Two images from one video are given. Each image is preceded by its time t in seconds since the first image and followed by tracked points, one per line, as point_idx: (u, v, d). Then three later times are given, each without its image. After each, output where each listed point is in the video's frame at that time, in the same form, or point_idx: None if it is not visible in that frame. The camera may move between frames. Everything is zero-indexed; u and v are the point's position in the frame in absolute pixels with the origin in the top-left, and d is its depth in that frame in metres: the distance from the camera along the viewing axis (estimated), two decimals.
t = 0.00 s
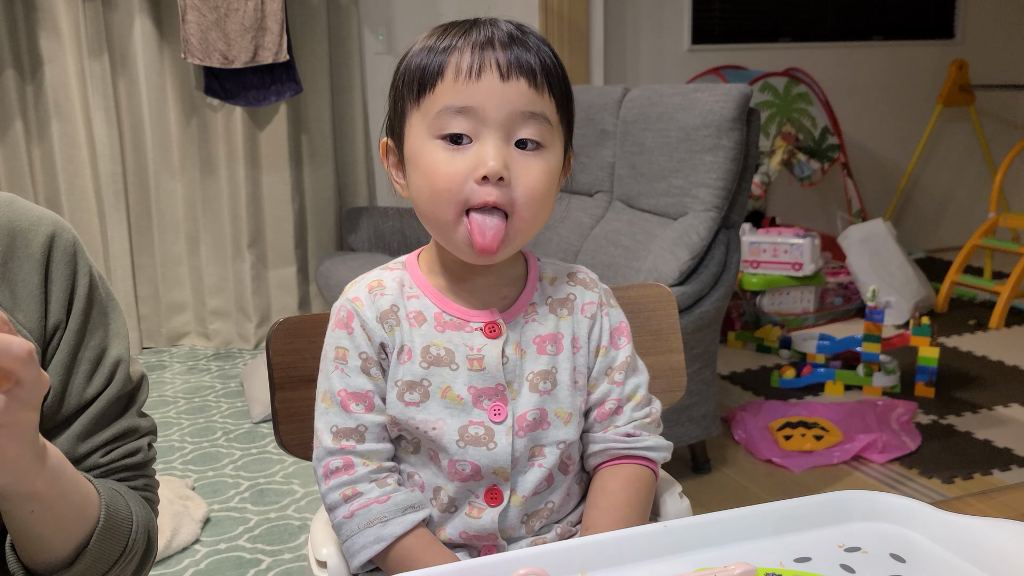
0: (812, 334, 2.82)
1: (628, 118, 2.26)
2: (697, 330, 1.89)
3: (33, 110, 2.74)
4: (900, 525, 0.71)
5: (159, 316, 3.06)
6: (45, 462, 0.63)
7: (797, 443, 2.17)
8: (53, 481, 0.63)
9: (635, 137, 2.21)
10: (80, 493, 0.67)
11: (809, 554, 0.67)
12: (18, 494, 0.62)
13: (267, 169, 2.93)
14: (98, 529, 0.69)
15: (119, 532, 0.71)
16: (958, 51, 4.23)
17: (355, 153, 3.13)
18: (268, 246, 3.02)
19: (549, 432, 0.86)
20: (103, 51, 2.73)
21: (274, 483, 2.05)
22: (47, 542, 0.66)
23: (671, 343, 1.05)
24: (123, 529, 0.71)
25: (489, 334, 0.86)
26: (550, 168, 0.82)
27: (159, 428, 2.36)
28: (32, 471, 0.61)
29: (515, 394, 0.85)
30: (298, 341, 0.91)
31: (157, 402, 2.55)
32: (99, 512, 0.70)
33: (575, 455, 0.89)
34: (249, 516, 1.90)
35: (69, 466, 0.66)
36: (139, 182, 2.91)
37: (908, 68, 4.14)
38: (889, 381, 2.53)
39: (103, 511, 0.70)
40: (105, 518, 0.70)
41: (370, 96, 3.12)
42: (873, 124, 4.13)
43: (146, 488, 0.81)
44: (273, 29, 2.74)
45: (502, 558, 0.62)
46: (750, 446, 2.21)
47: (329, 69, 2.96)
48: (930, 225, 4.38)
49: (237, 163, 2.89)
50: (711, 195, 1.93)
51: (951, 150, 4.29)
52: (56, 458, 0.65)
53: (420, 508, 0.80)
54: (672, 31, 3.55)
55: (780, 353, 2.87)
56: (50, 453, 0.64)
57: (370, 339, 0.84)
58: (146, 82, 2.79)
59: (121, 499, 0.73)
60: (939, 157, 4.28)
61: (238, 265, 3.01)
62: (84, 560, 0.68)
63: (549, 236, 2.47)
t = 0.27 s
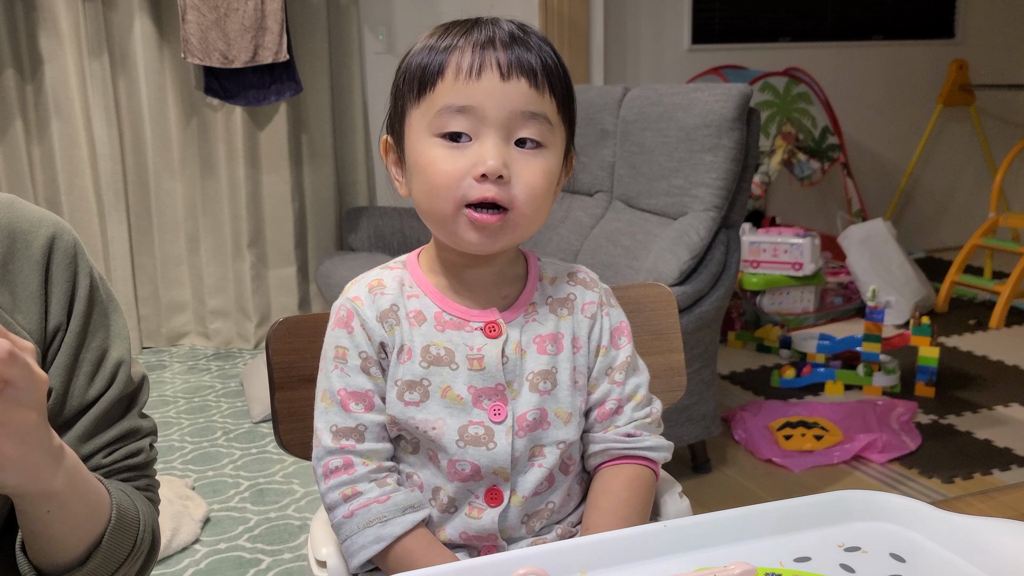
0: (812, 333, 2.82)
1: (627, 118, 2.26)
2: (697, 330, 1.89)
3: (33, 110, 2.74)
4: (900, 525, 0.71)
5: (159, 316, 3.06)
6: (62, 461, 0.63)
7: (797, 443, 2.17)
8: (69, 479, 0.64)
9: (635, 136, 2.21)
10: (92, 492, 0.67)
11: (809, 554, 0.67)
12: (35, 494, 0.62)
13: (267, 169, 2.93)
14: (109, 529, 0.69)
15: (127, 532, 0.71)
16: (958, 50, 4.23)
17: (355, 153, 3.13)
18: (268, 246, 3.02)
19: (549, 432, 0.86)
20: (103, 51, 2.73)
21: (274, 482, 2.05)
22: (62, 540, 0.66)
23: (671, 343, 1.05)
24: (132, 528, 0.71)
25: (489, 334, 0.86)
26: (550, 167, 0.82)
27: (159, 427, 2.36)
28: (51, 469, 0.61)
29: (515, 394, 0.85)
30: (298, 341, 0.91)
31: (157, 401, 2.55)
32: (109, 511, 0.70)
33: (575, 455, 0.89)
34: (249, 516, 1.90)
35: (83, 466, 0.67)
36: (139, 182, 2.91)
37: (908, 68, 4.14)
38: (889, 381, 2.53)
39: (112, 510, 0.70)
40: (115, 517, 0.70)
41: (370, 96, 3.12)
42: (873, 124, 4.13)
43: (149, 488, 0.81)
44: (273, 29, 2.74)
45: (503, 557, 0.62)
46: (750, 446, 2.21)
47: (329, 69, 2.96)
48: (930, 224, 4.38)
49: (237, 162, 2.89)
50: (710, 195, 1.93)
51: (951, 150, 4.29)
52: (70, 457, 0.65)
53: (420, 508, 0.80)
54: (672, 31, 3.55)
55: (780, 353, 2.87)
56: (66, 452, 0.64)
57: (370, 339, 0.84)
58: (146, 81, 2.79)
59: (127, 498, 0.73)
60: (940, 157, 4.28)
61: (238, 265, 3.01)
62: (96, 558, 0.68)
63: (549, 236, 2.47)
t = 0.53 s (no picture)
0: (812, 333, 2.82)
1: (628, 117, 2.26)
2: (698, 329, 1.89)
3: (34, 109, 2.74)
4: (902, 525, 0.71)
5: (159, 316, 3.06)
6: (74, 462, 0.63)
7: (797, 442, 2.17)
8: (80, 480, 0.64)
9: (635, 136, 2.21)
10: (100, 492, 0.67)
11: (810, 553, 0.67)
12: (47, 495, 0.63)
13: (267, 168, 2.93)
14: (116, 527, 0.69)
15: (133, 531, 0.71)
16: (958, 50, 4.23)
17: (355, 153, 3.13)
18: (268, 246, 3.02)
19: (549, 430, 0.86)
20: (103, 50, 2.73)
21: (274, 482, 2.05)
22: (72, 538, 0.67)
23: (671, 342, 1.05)
24: (137, 527, 0.72)
25: (488, 332, 0.86)
26: (543, 166, 0.82)
27: (160, 427, 2.36)
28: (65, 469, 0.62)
29: (515, 392, 0.85)
30: (298, 340, 0.91)
31: (158, 401, 2.55)
32: (116, 509, 0.70)
33: (575, 455, 0.89)
34: (249, 515, 1.90)
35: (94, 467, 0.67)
36: (140, 182, 2.91)
37: (908, 67, 4.14)
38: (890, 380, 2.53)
39: (119, 509, 0.70)
40: (122, 516, 0.70)
41: (370, 96, 3.12)
42: (873, 123, 4.13)
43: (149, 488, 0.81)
44: (273, 28, 2.74)
45: (504, 556, 0.63)
46: (750, 445, 2.21)
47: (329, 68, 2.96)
48: (930, 224, 4.38)
49: (237, 162, 2.89)
50: (711, 195, 1.93)
51: (951, 150, 4.29)
52: (82, 458, 0.65)
53: (420, 507, 0.80)
54: (672, 30, 3.55)
55: (780, 353, 2.87)
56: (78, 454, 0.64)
57: (369, 337, 0.84)
58: (146, 81, 2.79)
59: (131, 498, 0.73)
60: (940, 157, 4.28)
61: (238, 264, 3.01)
62: (102, 557, 0.69)
63: (549, 236, 2.47)
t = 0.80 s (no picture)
0: (813, 333, 2.82)
1: (628, 117, 2.25)
2: (698, 329, 1.89)
3: (34, 109, 2.74)
4: (902, 525, 0.71)
5: (159, 315, 3.06)
6: (91, 470, 0.64)
7: (798, 442, 2.17)
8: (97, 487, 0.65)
9: (636, 136, 2.21)
10: (113, 496, 0.68)
11: (810, 553, 0.67)
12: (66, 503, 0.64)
13: (267, 168, 2.93)
14: (127, 530, 0.70)
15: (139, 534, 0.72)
16: (958, 50, 4.23)
17: (355, 153, 3.13)
18: (268, 246, 3.02)
19: (549, 428, 0.86)
20: (103, 49, 2.73)
21: (274, 481, 2.06)
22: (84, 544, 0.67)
23: (671, 342, 1.05)
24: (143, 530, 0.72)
25: (487, 329, 0.86)
26: (529, 167, 0.82)
27: (160, 427, 2.36)
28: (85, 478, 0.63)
29: (513, 390, 0.85)
30: (299, 339, 0.91)
31: (158, 401, 2.55)
32: (126, 512, 0.71)
33: (575, 453, 0.89)
34: (249, 515, 1.90)
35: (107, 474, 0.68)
36: (140, 181, 2.91)
37: (909, 67, 4.14)
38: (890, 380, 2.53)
39: (128, 512, 0.71)
40: (132, 520, 0.71)
41: (370, 95, 3.12)
42: (873, 123, 4.13)
43: (148, 490, 0.81)
44: (273, 28, 2.74)
45: (504, 556, 0.63)
46: (750, 445, 2.21)
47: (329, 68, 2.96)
48: (930, 224, 4.38)
49: (238, 162, 2.89)
50: (711, 194, 1.93)
51: (951, 150, 4.29)
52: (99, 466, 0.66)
53: (419, 505, 0.80)
54: (672, 30, 3.55)
55: (780, 352, 2.87)
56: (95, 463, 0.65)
57: (367, 335, 0.84)
58: (146, 80, 2.79)
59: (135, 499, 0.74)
60: (940, 156, 4.28)
61: (238, 264, 3.01)
62: (112, 561, 0.70)
63: (549, 235, 2.47)
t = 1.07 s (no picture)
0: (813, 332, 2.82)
1: (628, 117, 2.25)
2: (698, 328, 1.89)
3: (34, 108, 2.74)
4: (902, 524, 0.71)
5: (159, 315, 3.06)
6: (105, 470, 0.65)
7: (798, 442, 2.17)
8: (108, 486, 0.66)
9: (635, 135, 2.20)
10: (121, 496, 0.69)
11: (809, 552, 0.67)
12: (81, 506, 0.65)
13: (267, 168, 2.93)
14: (132, 531, 0.70)
15: (142, 533, 0.72)
16: (959, 49, 4.23)
17: (355, 153, 3.13)
18: (269, 245, 3.02)
19: (539, 426, 0.85)
20: (103, 49, 2.72)
21: (274, 481, 2.06)
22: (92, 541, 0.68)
23: (671, 342, 1.05)
24: (146, 530, 0.72)
25: (472, 326, 0.86)
26: (484, 171, 0.80)
27: (160, 426, 2.36)
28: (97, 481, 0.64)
29: (500, 386, 0.85)
30: (299, 339, 0.91)
31: (158, 400, 2.55)
32: (132, 512, 0.71)
33: (569, 454, 0.89)
34: (249, 514, 1.90)
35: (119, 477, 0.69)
36: (140, 181, 2.91)
37: (909, 66, 4.14)
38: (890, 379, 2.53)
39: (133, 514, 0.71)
40: (136, 521, 0.71)
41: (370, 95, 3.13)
42: (873, 122, 4.13)
43: (149, 491, 0.81)
44: (273, 28, 2.74)
45: (503, 556, 0.63)
46: (750, 445, 2.21)
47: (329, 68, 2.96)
48: (930, 224, 4.38)
49: (238, 161, 2.89)
50: (711, 194, 1.93)
51: (951, 150, 4.29)
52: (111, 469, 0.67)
53: (358, 464, 0.84)
54: (672, 29, 3.55)
55: (780, 352, 2.87)
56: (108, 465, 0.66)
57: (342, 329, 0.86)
58: (146, 80, 2.79)
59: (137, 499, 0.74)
60: (940, 156, 4.27)
61: (238, 264, 3.01)
62: (117, 559, 0.69)
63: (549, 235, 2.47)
